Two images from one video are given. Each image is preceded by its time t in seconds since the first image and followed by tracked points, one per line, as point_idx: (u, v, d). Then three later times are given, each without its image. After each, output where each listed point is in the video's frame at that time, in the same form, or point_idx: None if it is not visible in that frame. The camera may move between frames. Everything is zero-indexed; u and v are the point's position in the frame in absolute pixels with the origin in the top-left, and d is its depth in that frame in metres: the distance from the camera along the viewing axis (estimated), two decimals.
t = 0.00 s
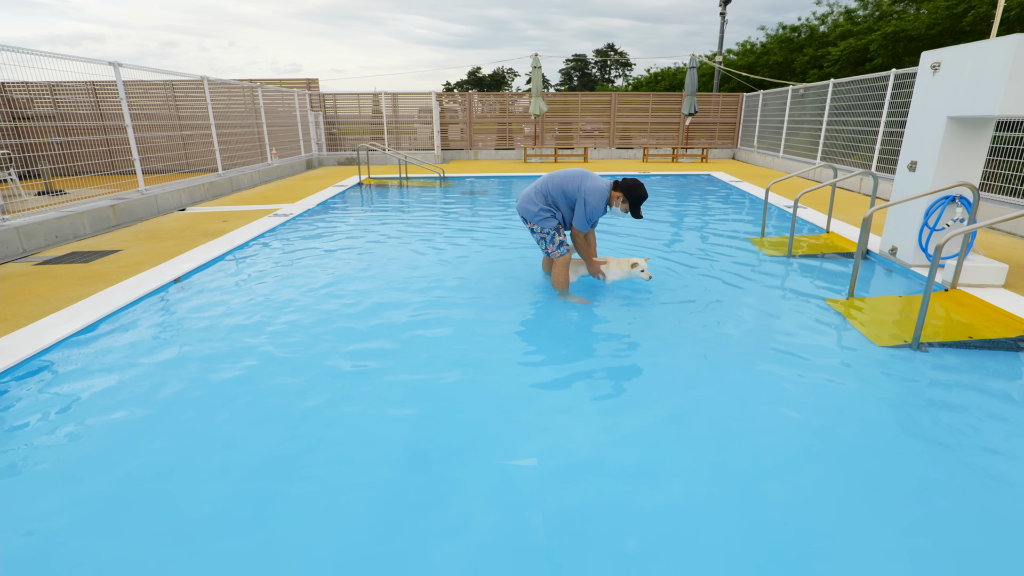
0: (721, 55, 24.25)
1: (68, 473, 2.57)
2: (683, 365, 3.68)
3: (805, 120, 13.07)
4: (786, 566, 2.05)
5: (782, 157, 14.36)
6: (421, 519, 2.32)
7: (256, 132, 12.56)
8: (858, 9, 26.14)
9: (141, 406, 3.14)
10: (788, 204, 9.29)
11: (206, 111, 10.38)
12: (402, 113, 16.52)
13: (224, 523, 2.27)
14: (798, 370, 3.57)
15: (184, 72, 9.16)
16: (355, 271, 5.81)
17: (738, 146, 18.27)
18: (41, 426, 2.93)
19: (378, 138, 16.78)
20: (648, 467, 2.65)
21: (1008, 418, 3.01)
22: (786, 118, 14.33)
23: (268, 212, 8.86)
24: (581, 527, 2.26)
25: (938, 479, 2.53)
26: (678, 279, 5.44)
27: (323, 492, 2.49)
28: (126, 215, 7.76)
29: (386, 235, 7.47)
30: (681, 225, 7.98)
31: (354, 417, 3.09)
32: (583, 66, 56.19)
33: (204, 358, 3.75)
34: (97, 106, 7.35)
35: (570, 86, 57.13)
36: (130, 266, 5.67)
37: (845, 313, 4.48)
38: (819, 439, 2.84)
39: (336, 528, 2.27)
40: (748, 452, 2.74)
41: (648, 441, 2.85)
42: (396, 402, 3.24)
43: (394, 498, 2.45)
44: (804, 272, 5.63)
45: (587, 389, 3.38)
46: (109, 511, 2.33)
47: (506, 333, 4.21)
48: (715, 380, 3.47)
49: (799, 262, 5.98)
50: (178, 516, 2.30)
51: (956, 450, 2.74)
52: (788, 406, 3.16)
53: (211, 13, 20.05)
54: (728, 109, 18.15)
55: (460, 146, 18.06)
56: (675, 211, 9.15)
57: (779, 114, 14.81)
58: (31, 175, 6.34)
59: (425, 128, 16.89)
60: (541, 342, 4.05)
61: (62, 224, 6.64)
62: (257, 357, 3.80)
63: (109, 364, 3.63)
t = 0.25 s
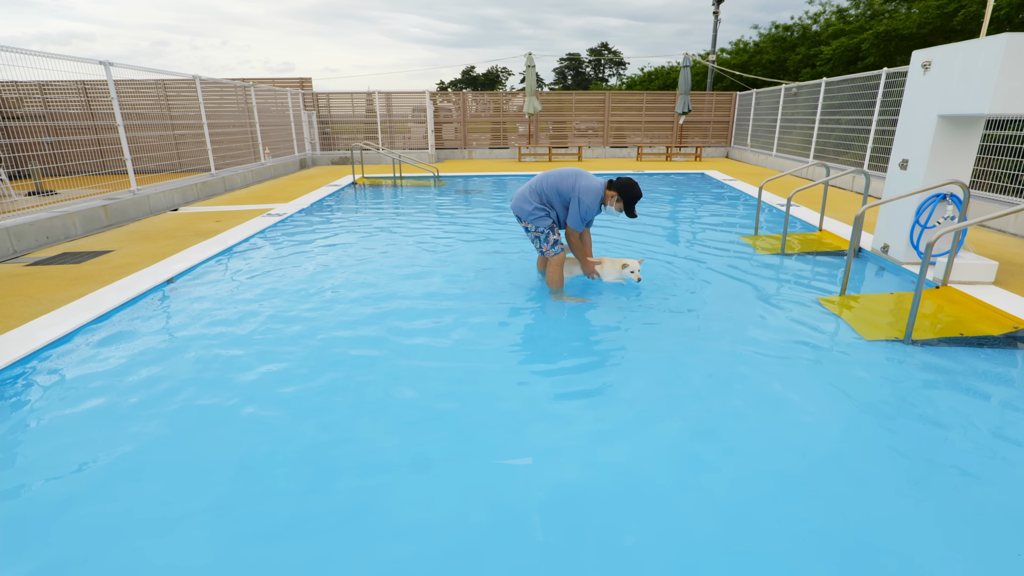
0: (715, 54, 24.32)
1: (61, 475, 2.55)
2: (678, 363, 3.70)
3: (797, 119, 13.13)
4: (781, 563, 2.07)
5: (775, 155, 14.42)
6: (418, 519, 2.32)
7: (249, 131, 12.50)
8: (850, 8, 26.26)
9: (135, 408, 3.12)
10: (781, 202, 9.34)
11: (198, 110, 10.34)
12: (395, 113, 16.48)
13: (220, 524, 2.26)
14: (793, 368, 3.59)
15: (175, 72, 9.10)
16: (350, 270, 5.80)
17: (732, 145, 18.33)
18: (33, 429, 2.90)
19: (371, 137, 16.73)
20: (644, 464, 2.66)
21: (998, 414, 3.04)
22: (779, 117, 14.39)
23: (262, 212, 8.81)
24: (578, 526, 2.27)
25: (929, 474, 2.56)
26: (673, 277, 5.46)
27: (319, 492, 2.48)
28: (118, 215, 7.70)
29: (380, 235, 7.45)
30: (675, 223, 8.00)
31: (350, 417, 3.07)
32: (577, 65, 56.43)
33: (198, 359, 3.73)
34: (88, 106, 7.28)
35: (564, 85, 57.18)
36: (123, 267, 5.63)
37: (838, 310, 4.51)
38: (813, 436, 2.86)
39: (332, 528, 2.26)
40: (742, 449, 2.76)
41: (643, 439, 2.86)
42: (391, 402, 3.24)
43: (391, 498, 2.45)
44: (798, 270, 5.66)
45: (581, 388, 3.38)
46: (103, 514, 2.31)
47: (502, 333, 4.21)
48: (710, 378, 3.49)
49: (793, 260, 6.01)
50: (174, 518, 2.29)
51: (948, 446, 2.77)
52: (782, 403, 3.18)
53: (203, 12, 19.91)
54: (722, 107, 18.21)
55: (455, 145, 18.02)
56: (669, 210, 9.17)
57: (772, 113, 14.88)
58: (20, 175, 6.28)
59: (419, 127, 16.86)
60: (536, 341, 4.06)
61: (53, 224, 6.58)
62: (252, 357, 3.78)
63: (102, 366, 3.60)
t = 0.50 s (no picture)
0: (711, 53, 24.37)
1: (59, 476, 2.55)
2: (675, 362, 3.71)
3: (793, 118, 13.16)
4: (779, 560, 2.08)
5: (771, 153, 14.46)
6: (417, 519, 2.32)
7: (245, 131, 12.47)
8: (845, 7, 26.33)
9: (132, 409, 3.12)
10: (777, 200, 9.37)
11: (193, 110, 10.32)
12: (392, 112, 16.47)
13: (219, 525, 2.27)
14: (789, 366, 3.61)
15: (171, 72, 9.08)
16: (347, 270, 5.80)
17: (728, 143, 18.37)
18: (30, 431, 2.90)
19: (368, 137, 16.70)
20: (642, 463, 2.67)
21: (993, 410, 3.07)
22: (775, 115, 14.43)
23: (259, 212, 8.80)
24: (577, 525, 2.28)
25: (924, 471, 2.58)
26: (670, 276, 5.48)
27: (318, 493, 2.48)
28: (114, 216, 7.68)
29: (377, 234, 7.45)
30: (672, 222, 8.03)
31: (348, 418, 3.07)
32: (573, 64, 56.51)
33: (196, 359, 3.73)
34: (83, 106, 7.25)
35: (561, 84, 57.21)
36: (119, 267, 5.62)
37: (834, 308, 4.53)
38: (809, 434, 2.88)
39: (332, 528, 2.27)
40: (738, 447, 2.77)
41: (641, 437, 2.87)
42: (389, 402, 3.24)
43: (391, 498, 2.45)
44: (794, 268, 5.68)
45: (579, 386, 3.40)
46: (101, 516, 2.31)
47: (500, 332, 4.22)
48: (707, 376, 3.50)
49: (789, 258, 6.03)
50: (173, 520, 2.29)
51: (944, 443, 2.79)
52: (779, 401, 3.19)
53: (198, 11, 19.86)
54: (718, 106, 18.24)
55: (451, 145, 18.01)
56: (666, 209, 9.18)
57: (768, 111, 14.91)
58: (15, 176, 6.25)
59: (416, 127, 16.85)
60: (534, 340, 4.08)
61: (48, 225, 6.56)
62: (250, 358, 3.78)
63: (99, 367, 3.59)
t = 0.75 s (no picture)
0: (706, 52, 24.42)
1: (55, 476, 2.56)
2: (671, 360, 3.72)
3: (788, 117, 13.20)
4: (772, 557, 2.10)
5: (766, 152, 14.51)
6: (414, 517, 2.34)
7: (240, 131, 12.44)
8: (840, 6, 26.43)
9: (128, 409, 3.12)
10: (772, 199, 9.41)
11: (188, 109, 10.28)
12: (388, 112, 16.45)
13: (217, 524, 2.28)
14: (783, 363, 3.64)
15: (165, 71, 9.04)
16: (343, 269, 5.80)
17: (724, 142, 18.43)
18: (22, 433, 2.88)
19: (364, 136, 16.67)
20: (636, 460, 2.69)
21: (983, 407, 3.10)
22: (770, 114, 14.49)
23: (254, 212, 8.78)
24: (571, 523, 2.29)
25: (915, 466, 2.61)
26: (666, 274, 5.50)
27: (315, 491, 2.49)
28: (107, 216, 7.64)
29: (373, 234, 7.44)
30: (667, 221, 8.05)
31: (345, 417, 3.08)
32: (569, 63, 56.58)
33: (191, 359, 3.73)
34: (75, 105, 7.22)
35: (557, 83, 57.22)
36: (113, 268, 5.61)
37: (828, 306, 4.56)
38: (803, 431, 2.90)
39: (330, 527, 2.27)
40: (732, 444, 2.80)
41: (636, 435, 2.89)
42: (385, 401, 3.25)
43: (387, 498, 2.45)
44: (788, 266, 5.71)
45: (575, 384, 3.41)
46: (93, 519, 2.30)
47: (496, 331, 4.23)
48: (702, 374, 3.53)
49: (784, 256, 6.07)
50: (170, 519, 2.30)
51: (936, 439, 2.82)
52: (773, 398, 3.22)
53: (192, 11, 19.78)
54: (714, 105, 18.29)
55: (448, 144, 18.00)
56: (662, 207, 9.21)
57: (764, 110, 14.96)
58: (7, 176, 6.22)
59: (411, 126, 16.83)
60: (530, 339, 4.09)
61: (41, 225, 6.53)
62: (245, 358, 3.77)
63: (93, 369, 3.58)
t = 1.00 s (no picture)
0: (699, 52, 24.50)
1: (46, 478, 2.53)
2: (665, 358, 3.73)
3: (781, 116, 13.27)
4: (765, 553, 2.11)
5: (759, 151, 14.58)
6: (409, 516, 2.33)
7: (232, 130, 12.36)
8: (831, 6, 26.57)
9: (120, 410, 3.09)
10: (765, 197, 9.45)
11: (179, 109, 10.21)
12: (381, 111, 16.39)
13: (210, 526, 2.26)
14: (777, 361, 3.65)
15: (156, 70, 8.97)
16: (337, 269, 5.77)
17: (716, 141, 18.49)
18: (12, 435, 2.85)
19: (357, 136, 16.61)
20: (631, 458, 2.70)
21: (972, 403, 3.14)
22: (762, 114, 14.55)
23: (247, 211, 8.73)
24: (566, 521, 2.29)
25: (907, 463, 2.63)
26: (660, 273, 5.51)
27: (309, 492, 2.48)
28: (98, 216, 7.58)
29: (367, 233, 7.41)
30: (661, 220, 8.07)
31: (338, 417, 3.07)
32: (563, 62, 56.65)
33: (184, 360, 3.70)
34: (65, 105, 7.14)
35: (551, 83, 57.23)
36: (104, 268, 5.56)
37: (820, 304, 4.58)
38: (797, 428, 2.91)
39: (324, 527, 2.27)
40: (727, 442, 2.80)
41: (630, 433, 2.90)
42: (379, 401, 3.24)
43: (381, 497, 2.45)
44: (781, 265, 5.74)
45: (570, 383, 3.41)
46: (84, 520, 2.28)
47: (490, 330, 4.23)
48: (696, 372, 3.54)
49: (777, 255, 6.09)
50: (163, 520, 2.28)
51: (926, 435, 2.85)
52: (767, 396, 3.23)
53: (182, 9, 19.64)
54: (707, 104, 18.34)
55: (441, 143, 17.95)
56: (655, 206, 9.24)
57: (756, 109, 15.03)
58: None
59: (405, 125, 16.78)
60: (524, 338, 4.09)
61: (31, 226, 6.46)
62: (238, 358, 3.75)
63: (84, 370, 3.55)
